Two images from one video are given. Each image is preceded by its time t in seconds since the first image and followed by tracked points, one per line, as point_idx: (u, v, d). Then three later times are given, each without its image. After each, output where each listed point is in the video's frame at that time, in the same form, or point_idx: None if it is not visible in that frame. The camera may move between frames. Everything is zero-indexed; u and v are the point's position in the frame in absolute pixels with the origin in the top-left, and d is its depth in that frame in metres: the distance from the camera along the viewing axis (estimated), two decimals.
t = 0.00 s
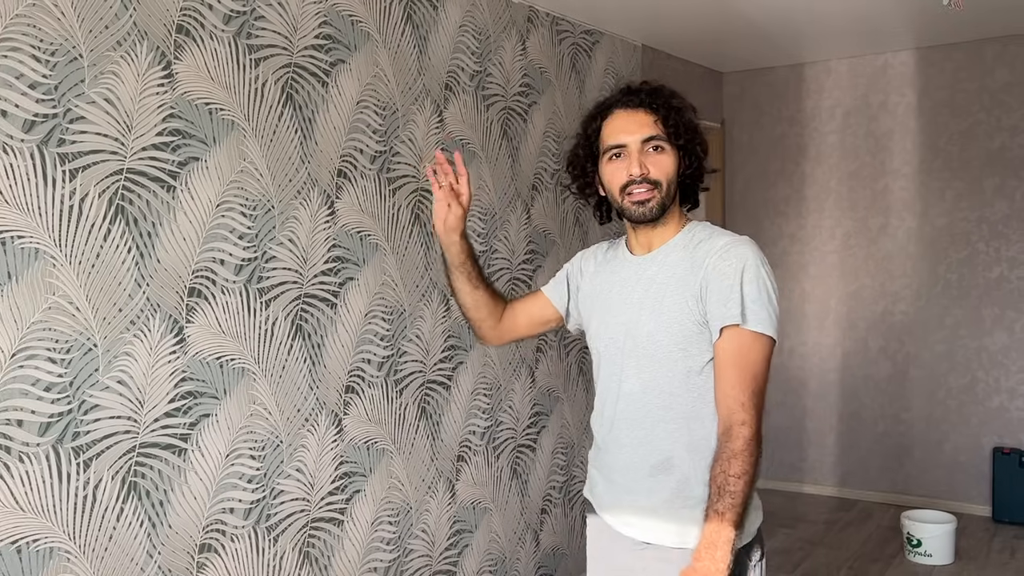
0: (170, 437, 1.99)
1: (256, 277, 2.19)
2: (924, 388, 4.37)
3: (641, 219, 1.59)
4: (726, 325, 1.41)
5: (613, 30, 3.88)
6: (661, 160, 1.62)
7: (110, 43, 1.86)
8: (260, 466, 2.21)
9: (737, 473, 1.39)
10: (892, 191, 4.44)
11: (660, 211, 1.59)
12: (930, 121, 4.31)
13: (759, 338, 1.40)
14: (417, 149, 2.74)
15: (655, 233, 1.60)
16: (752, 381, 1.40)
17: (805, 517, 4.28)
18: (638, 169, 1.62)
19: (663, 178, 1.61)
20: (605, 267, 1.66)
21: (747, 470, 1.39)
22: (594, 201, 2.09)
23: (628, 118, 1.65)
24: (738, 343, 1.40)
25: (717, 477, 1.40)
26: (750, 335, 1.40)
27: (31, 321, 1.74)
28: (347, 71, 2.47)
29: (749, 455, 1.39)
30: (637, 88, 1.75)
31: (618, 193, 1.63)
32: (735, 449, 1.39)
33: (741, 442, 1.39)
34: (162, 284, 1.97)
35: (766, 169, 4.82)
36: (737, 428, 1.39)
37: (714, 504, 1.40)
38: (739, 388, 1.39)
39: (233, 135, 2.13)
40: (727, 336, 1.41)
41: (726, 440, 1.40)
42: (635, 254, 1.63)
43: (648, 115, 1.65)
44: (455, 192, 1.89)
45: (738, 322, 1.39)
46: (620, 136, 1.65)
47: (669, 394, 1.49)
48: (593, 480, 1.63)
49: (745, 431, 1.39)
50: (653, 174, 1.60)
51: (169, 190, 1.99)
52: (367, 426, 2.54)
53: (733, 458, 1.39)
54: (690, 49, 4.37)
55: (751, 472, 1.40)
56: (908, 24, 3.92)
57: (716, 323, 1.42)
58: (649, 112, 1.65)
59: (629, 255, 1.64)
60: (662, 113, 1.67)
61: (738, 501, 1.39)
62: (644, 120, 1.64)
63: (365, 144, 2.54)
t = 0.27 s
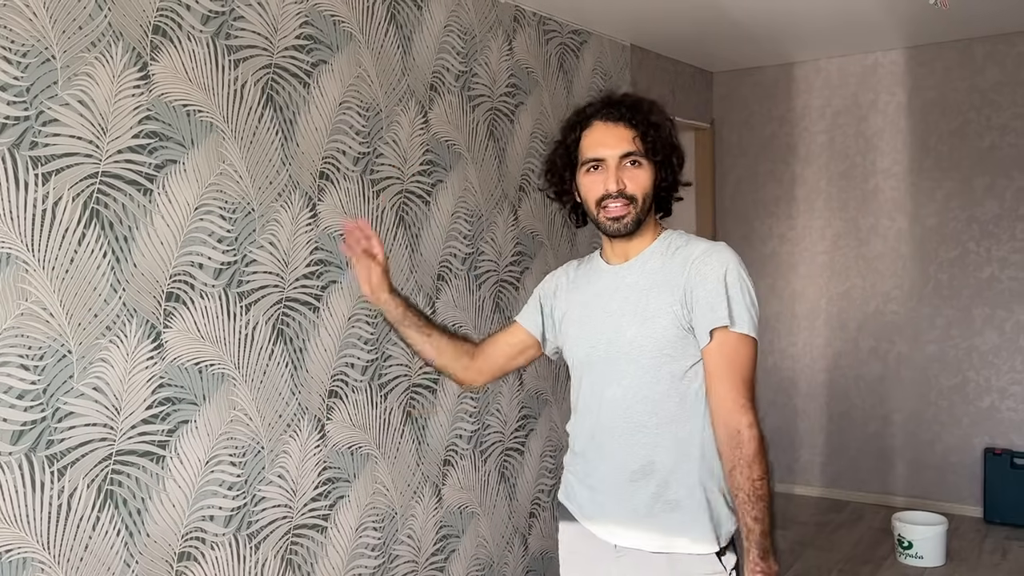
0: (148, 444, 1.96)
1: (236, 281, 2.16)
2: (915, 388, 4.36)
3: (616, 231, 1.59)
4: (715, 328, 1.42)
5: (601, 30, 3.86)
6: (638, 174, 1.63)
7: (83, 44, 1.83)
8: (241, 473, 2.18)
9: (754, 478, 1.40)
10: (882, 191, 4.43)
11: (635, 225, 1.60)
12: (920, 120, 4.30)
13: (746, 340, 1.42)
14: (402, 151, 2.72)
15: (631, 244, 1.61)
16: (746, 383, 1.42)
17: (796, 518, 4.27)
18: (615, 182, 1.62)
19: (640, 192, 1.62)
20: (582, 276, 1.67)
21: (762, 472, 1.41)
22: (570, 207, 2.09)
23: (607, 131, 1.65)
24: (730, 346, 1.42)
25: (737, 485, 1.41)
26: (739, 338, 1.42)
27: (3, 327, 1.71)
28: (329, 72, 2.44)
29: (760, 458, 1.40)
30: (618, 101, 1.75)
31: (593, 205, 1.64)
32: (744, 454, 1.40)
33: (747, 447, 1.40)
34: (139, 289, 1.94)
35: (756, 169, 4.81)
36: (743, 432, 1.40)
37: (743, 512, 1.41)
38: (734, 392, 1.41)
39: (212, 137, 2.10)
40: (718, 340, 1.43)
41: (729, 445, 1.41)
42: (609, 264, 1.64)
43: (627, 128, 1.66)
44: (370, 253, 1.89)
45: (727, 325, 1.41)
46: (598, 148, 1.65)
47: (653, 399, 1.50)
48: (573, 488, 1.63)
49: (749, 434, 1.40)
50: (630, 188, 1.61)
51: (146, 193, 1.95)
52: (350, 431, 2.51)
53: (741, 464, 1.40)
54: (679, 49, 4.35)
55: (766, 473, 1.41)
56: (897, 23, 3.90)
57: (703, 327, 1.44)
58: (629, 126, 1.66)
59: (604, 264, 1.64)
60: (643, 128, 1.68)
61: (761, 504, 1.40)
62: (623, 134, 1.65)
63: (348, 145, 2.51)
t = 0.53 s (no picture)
0: (136, 448, 1.93)
1: (225, 282, 2.13)
2: (912, 387, 4.34)
3: (604, 225, 1.60)
4: (715, 333, 1.44)
5: (595, 28, 3.83)
6: (635, 171, 1.63)
7: (67, 43, 1.80)
8: (232, 477, 2.15)
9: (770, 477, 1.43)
10: (879, 189, 4.41)
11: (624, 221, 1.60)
12: (917, 118, 4.28)
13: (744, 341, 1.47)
14: (394, 150, 2.69)
15: (619, 243, 1.62)
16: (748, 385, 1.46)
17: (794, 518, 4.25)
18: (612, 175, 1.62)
19: (634, 190, 1.62)
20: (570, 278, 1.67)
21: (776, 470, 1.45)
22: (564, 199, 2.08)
23: (612, 124, 1.65)
24: (733, 348, 1.45)
25: (755, 487, 1.44)
26: (737, 340, 1.46)
27: None
28: (320, 71, 2.41)
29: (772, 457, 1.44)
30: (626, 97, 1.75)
31: (586, 195, 1.64)
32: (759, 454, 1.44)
33: (757, 446, 1.44)
34: (126, 291, 1.91)
35: (752, 167, 4.78)
36: (756, 431, 1.45)
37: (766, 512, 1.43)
38: (737, 393, 1.45)
39: (200, 136, 2.07)
40: (720, 344, 1.45)
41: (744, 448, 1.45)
42: (598, 261, 1.65)
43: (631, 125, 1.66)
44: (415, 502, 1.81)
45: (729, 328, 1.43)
46: (600, 139, 1.65)
47: (641, 402, 1.51)
48: (562, 489, 1.65)
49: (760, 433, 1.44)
50: (624, 183, 1.61)
51: (132, 194, 1.92)
52: (343, 434, 2.48)
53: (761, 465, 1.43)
54: (675, 47, 4.32)
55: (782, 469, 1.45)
56: (895, 20, 3.88)
57: (702, 332, 1.45)
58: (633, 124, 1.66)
59: (593, 264, 1.65)
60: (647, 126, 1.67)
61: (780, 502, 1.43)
62: (626, 130, 1.65)
63: (339, 145, 2.48)
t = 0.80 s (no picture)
0: (135, 450, 1.92)
1: (224, 283, 2.12)
2: (915, 385, 4.33)
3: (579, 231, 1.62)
4: (703, 331, 1.43)
5: (596, 26, 3.82)
6: (599, 173, 1.63)
7: (64, 42, 1.79)
8: (231, 478, 2.14)
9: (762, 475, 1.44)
10: (880, 187, 4.39)
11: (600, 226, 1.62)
12: (919, 115, 4.26)
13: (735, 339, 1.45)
14: (394, 149, 2.68)
15: (604, 241, 1.62)
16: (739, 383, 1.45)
17: (796, 517, 4.24)
18: (576, 185, 1.65)
19: (603, 191, 1.62)
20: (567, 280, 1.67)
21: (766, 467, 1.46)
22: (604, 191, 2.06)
23: (565, 134, 1.68)
24: (723, 347, 1.44)
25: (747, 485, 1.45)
26: (728, 338, 1.44)
27: None
28: (319, 70, 2.40)
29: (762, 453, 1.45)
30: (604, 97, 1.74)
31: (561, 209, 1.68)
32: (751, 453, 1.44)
33: (749, 446, 1.44)
34: (125, 291, 1.90)
35: (753, 165, 4.77)
36: (744, 433, 1.44)
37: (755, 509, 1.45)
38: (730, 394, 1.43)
39: (199, 136, 2.06)
40: (711, 344, 1.44)
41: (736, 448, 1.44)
42: (593, 262, 1.66)
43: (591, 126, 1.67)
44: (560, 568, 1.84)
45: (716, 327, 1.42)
46: (560, 153, 1.69)
47: (632, 401, 1.50)
48: (556, 489, 1.64)
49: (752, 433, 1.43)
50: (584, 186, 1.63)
51: (131, 194, 1.91)
52: (343, 434, 2.47)
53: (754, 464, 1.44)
54: (676, 44, 4.31)
55: (769, 470, 1.45)
56: (896, 16, 3.87)
57: (690, 330, 1.44)
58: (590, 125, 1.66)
59: (587, 266, 1.66)
60: (605, 121, 1.67)
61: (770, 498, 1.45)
62: (584, 133, 1.66)
63: (339, 144, 2.47)
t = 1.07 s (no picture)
0: (139, 449, 1.92)
1: (228, 282, 2.12)
2: (919, 382, 4.32)
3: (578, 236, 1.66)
4: (680, 324, 1.41)
5: (598, 24, 3.81)
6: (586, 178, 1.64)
7: (67, 42, 1.79)
8: (235, 477, 2.15)
9: (711, 477, 1.40)
10: (883, 184, 4.39)
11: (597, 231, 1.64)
12: (922, 111, 4.25)
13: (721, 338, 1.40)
14: (396, 148, 2.68)
15: (606, 239, 1.64)
16: (717, 383, 1.39)
17: (800, 515, 4.23)
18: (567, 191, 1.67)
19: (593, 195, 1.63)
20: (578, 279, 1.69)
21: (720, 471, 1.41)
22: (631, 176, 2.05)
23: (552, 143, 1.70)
24: (700, 340, 1.40)
25: (693, 482, 1.41)
26: (706, 335, 1.39)
27: None
28: (321, 69, 2.40)
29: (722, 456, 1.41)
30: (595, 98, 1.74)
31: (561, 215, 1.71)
32: (705, 450, 1.40)
33: (708, 445, 1.40)
34: (128, 291, 1.90)
35: (756, 162, 4.76)
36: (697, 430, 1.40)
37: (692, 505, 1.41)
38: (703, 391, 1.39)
39: (201, 135, 2.06)
40: (687, 337, 1.41)
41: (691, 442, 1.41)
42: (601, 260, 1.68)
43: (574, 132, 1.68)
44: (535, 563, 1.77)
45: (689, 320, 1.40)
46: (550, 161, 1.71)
47: (624, 396, 1.51)
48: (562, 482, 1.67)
49: (711, 432, 1.39)
50: (574, 192, 1.65)
51: (134, 194, 1.92)
52: (347, 433, 2.47)
53: (706, 462, 1.40)
54: (678, 42, 4.31)
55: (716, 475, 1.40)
56: (899, 13, 3.86)
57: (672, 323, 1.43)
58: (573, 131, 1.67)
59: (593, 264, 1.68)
60: (587, 122, 1.68)
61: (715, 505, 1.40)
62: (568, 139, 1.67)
63: (341, 143, 2.47)
